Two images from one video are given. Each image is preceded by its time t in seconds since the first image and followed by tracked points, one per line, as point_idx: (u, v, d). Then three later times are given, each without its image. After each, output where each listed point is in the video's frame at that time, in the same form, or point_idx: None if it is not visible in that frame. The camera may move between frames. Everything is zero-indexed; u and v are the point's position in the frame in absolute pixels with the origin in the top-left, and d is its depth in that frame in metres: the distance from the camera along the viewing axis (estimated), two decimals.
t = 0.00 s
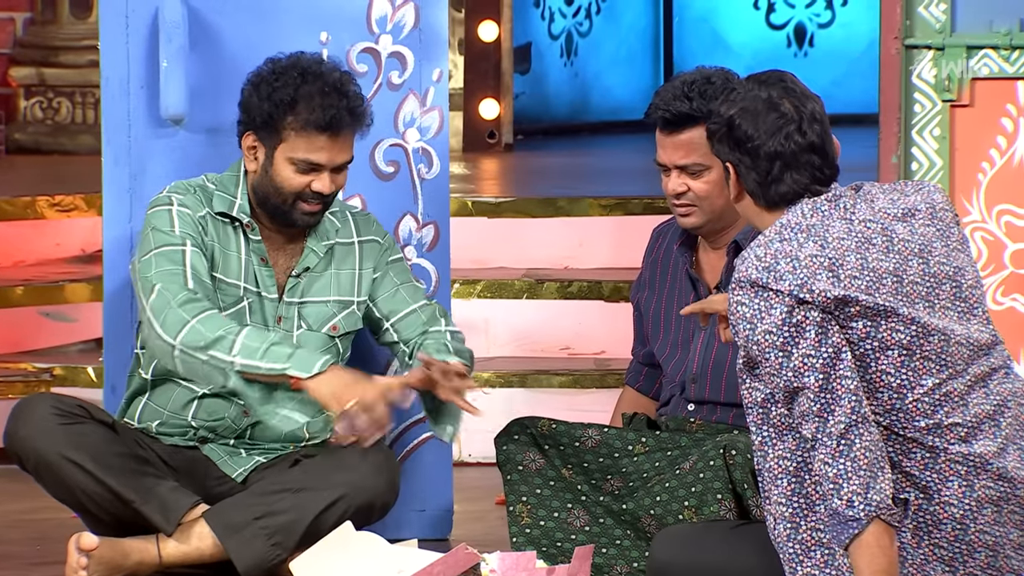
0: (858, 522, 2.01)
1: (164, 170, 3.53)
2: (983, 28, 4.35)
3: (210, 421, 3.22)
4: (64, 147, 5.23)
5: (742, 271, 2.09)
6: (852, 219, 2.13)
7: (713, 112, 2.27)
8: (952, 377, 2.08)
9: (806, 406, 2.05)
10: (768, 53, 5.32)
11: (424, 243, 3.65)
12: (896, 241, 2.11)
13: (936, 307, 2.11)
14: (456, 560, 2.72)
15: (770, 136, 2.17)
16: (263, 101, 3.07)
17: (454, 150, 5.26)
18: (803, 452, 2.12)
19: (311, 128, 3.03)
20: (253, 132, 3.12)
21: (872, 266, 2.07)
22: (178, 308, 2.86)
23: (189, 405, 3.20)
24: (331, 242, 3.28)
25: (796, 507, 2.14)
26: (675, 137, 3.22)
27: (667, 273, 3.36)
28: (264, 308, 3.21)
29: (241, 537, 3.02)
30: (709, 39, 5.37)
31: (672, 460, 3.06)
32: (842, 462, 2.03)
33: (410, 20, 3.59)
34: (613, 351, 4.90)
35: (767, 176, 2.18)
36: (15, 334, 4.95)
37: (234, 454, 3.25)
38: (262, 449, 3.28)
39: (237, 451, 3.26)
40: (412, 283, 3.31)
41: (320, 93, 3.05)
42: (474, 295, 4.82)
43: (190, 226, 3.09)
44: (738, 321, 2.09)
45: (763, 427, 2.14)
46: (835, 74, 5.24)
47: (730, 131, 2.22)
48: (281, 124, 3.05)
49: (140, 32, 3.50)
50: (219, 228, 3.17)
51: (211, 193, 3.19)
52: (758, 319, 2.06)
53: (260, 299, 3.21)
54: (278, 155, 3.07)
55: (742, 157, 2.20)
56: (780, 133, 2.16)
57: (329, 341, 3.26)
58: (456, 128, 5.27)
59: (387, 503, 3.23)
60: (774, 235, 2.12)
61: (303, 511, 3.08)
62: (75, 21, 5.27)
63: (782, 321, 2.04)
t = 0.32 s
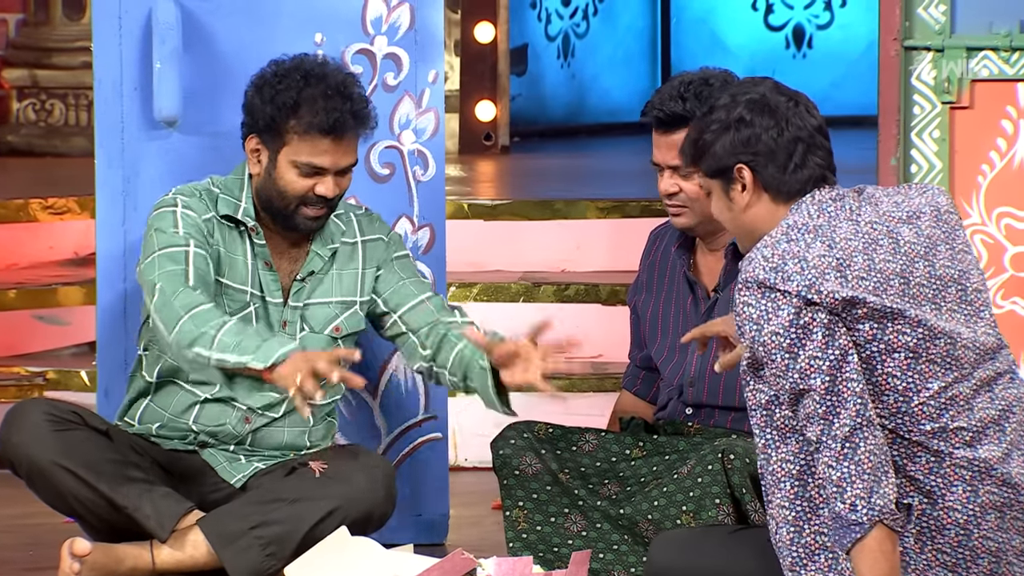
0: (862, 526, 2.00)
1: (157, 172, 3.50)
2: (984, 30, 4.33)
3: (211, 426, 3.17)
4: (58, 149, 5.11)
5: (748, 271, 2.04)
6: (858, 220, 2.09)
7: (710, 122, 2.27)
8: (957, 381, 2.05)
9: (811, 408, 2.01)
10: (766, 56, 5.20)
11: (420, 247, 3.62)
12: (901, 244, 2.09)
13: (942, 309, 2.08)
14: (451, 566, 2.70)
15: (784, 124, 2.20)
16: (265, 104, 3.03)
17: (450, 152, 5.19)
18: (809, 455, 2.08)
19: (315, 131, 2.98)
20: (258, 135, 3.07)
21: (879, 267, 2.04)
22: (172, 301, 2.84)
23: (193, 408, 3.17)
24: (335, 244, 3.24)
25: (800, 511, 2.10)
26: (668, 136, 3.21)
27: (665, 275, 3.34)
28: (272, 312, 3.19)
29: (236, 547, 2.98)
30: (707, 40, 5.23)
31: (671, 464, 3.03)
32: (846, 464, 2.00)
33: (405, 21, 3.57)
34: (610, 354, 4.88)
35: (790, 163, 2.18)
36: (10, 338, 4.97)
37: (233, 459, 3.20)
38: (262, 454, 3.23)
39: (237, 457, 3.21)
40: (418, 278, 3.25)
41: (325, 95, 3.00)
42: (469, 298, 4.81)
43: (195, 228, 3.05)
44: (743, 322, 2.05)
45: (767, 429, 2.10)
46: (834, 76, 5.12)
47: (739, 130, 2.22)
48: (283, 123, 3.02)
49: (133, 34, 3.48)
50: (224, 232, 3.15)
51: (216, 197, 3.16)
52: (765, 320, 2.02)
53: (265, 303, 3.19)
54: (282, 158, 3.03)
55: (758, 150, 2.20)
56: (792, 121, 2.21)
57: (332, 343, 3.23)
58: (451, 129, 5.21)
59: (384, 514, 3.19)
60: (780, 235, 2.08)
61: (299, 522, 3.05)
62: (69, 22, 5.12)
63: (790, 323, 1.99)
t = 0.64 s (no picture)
0: (865, 528, 1.96)
1: (154, 173, 3.48)
2: (986, 29, 4.30)
3: (212, 430, 3.15)
4: (54, 149, 5.12)
5: (759, 271, 2.01)
6: (865, 220, 2.07)
7: (709, 137, 2.31)
8: (970, 381, 2.01)
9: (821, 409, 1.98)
10: (767, 54, 5.12)
11: (417, 248, 3.59)
12: (907, 243, 2.06)
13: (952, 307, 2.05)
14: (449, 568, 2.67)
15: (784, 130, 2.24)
16: (271, 110, 2.98)
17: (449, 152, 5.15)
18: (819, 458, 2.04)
19: (323, 135, 2.94)
20: (263, 142, 3.03)
21: (890, 265, 2.01)
22: (184, 355, 2.79)
23: (190, 411, 3.14)
24: (337, 253, 3.20)
25: (812, 515, 2.06)
26: (658, 126, 3.24)
27: (666, 277, 3.31)
28: (272, 323, 3.16)
29: (233, 550, 2.95)
30: (708, 40, 5.17)
31: (670, 467, 3.00)
32: (852, 466, 1.97)
33: (404, 20, 3.55)
34: (610, 356, 4.86)
35: (792, 167, 2.21)
36: (6, 340, 4.93)
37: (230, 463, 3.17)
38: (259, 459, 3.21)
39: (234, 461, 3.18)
40: (404, 308, 3.22)
41: (332, 102, 2.94)
42: (469, 299, 4.78)
43: (200, 253, 3.00)
44: (754, 323, 2.02)
45: (777, 432, 2.07)
46: (834, 75, 5.05)
47: (740, 138, 2.26)
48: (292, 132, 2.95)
49: (129, 33, 3.45)
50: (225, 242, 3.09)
51: (221, 207, 3.10)
52: (776, 321, 1.98)
53: (268, 315, 3.15)
54: (289, 163, 2.98)
55: (761, 154, 2.22)
56: (790, 127, 2.25)
57: (334, 359, 3.20)
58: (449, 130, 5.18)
59: (382, 518, 3.16)
60: (788, 235, 2.05)
61: (296, 524, 3.02)
62: (65, 22, 5.13)
63: (801, 323, 1.96)
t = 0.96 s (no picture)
0: (868, 529, 1.93)
1: (150, 172, 3.45)
2: (989, 28, 4.28)
3: (211, 429, 3.12)
4: (49, 148, 5.10)
5: (774, 267, 1.98)
6: (875, 216, 2.06)
7: (713, 139, 2.29)
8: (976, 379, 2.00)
9: (829, 407, 1.95)
10: (767, 53, 5.03)
11: (417, 248, 3.57)
12: (917, 238, 2.04)
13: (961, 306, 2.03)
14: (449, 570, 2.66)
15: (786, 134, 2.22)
16: (275, 109, 3.00)
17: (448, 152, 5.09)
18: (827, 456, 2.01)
19: (332, 123, 2.97)
20: (268, 142, 3.03)
21: (902, 260, 1.99)
22: (180, 347, 2.80)
23: (190, 411, 3.12)
24: (337, 251, 3.18)
25: (818, 514, 2.04)
26: (658, 124, 3.23)
27: (667, 277, 3.29)
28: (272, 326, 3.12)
29: (230, 553, 2.92)
30: (709, 38, 5.07)
31: (671, 469, 2.98)
32: (854, 466, 1.94)
33: (403, 19, 3.52)
34: (610, 357, 4.83)
35: (797, 169, 2.19)
36: (5, 342, 4.90)
37: (231, 464, 3.15)
38: (259, 460, 3.18)
39: (234, 462, 3.16)
40: (406, 301, 3.19)
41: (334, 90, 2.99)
42: (468, 300, 4.75)
43: (199, 253, 2.99)
44: (769, 320, 1.97)
45: (788, 431, 2.04)
46: (836, 74, 4.96)
47: (744, 140, 2.24)
48: (300, 126, 2.98)
49: (126, 32, 3.42)
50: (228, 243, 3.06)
51: (221, 208, 3.08)
52: (789, 318, 1.95)
53: (268, 318, 3.12)
54: (301, 157, 3.00)
55: (765, 157, 2.20)
56: (795, 129, 2.24)
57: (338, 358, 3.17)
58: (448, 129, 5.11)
59: (380, 522, 3.13)
60: (801, 231, 2.05)
61: (294, 528, 3.00)
62: (60, 20, 5.10)
63: (815, 321, 1.93)
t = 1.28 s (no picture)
0: (874, 525, 1.91)
1: (147, 171, 3.42)
2: (993, 26, 4.25)
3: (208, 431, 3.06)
4: (45, 147, 5.05)
5: (820, 258, 1.94)
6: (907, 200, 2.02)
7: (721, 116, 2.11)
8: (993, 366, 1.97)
9: (854, 400, 1.92)
10: (771, 50, 4.92)
11: (416, 246, 3.55)
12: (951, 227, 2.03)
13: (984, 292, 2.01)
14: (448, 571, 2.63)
15: (784, 132, 2.01)
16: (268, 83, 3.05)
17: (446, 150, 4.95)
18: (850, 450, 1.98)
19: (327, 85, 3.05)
20: (264, 120, 3.06)
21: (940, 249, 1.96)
22: (117, 374, 2.86)
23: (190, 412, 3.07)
24: (332, 244, 3.16)
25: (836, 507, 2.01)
26: (658, 121, 3.20)
27: (668, 277, 3.26)
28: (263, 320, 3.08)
29: (227, 553, 2.89)
30: (710, 36, 4.94)
31: (672, 470, 2.96)
32: (868, 460, 1.91)
33: (401, 16, 3.49)
34: (610, 357, 4.80)
35: (784, 176, 2.03)
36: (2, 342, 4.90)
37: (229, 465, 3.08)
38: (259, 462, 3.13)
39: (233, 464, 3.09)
40: (410, 306, 3.21)
41: (321, 56, 3.06)
42: (467, 300, 4.75)
43: (173, 260, 2.98)
44: (813, 313, 1.94)
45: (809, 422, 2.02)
46: (839, 71, 4.89)
47: (740, 134, 2.06)
48: (296, 98, 3.04)
49: (123, 30, 3.39)
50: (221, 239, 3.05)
51: (215, 204, 3.07)
52: (835, 313, 1.91)
53: (258, 313, 3.08)
54: (302, 126, 3.05)
55: (756, 159, 2.05)
56: (795, 127, 2.01)
57: (332, 353, 3.12)
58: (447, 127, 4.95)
59: (378, 518, 3.04)
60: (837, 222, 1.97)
61: (292, 527, 2.91)
62: (57, 17, 5.05)
63: (865, 315, 1.89)
